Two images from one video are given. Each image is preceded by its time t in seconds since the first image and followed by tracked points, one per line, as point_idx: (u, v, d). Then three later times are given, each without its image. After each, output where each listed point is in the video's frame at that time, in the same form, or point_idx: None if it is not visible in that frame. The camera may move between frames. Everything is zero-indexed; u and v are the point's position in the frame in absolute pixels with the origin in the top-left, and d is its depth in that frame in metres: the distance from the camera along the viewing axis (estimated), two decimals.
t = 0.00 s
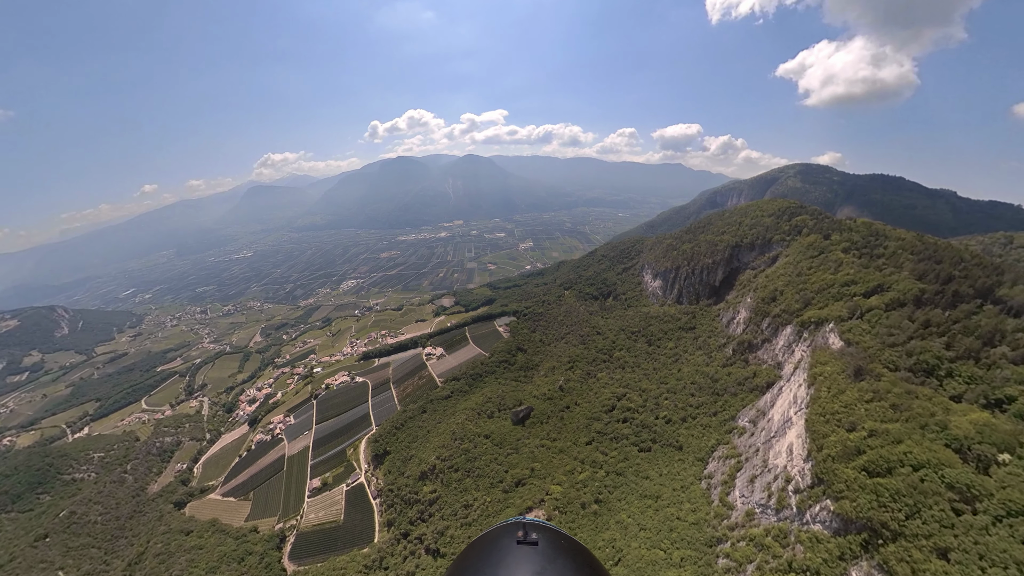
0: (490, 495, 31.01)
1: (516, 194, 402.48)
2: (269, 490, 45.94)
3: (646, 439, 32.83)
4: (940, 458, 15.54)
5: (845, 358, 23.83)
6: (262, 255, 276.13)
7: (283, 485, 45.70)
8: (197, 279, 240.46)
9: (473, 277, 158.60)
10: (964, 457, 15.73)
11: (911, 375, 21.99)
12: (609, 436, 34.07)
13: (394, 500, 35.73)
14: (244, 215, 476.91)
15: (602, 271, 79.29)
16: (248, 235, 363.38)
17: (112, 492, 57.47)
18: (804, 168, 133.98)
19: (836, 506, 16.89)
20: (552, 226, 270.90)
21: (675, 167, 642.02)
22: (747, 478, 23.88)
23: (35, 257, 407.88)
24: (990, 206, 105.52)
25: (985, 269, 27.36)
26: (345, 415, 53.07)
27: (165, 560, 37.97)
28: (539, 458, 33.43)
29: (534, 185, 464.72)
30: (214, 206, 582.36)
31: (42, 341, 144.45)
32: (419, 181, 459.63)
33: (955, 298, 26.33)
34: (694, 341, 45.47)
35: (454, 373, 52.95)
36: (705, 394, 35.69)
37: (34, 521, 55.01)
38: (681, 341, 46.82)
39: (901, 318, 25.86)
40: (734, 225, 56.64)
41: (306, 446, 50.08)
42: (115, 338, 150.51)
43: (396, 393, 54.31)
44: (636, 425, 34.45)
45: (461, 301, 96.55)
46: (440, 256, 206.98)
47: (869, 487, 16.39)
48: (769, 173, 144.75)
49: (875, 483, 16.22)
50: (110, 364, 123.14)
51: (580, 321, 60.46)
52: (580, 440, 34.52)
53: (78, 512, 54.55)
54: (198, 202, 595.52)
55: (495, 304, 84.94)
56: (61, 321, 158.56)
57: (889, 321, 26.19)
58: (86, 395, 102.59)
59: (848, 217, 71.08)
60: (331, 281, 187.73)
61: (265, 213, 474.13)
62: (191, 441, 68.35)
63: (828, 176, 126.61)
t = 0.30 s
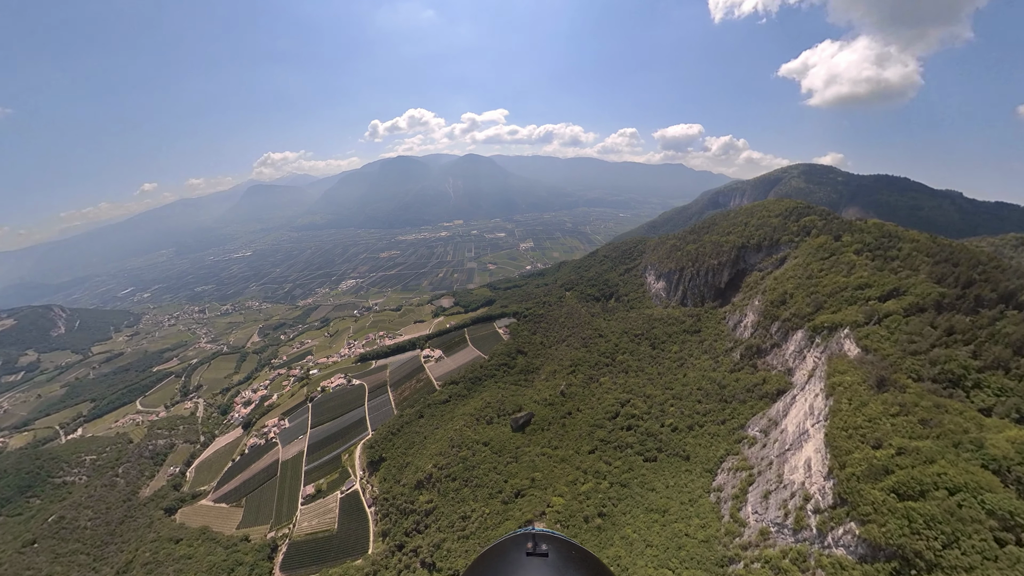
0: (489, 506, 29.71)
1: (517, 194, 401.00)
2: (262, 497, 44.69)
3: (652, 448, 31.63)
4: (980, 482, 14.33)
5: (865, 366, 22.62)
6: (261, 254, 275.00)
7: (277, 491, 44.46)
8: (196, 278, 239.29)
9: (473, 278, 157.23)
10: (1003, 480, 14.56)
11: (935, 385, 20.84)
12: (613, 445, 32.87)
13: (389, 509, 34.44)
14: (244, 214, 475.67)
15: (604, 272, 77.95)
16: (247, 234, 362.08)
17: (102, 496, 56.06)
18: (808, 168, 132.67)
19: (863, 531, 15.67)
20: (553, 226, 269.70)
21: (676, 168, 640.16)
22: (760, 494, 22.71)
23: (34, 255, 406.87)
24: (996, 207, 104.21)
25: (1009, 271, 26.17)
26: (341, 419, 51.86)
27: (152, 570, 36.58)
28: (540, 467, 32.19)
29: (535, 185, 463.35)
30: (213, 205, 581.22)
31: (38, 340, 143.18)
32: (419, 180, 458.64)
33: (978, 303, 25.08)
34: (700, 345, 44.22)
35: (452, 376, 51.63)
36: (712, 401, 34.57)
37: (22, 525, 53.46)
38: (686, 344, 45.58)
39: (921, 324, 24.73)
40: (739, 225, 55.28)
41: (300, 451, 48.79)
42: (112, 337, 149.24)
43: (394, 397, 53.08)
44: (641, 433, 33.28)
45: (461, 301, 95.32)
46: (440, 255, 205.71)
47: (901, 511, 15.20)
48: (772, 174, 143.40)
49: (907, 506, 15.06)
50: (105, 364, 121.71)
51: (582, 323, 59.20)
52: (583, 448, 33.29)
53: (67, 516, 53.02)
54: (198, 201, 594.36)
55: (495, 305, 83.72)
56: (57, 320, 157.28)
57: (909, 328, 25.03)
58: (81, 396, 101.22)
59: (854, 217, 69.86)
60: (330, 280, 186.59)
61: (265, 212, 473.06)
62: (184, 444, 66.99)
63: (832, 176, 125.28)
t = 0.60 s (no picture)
0: (486, 518, 28.38)
1: (517, 194, 399.33)
2: (253, 503, 43.46)
3: (657, 458, 30.42)
4: None
5: (886, 377, 21.48)
6: (260, 253, 273.34)
7: (269, 498, 43.17)
8: (194, 277, 237.54)
9: (472, 278, 155.87)
10: None
11: (963, 397, 19.67)
12: (616, 454, 31.68)
13: (384, 519, 33.11)
14: (243, 213, 474.00)
15: (606, 273, 76.58)
16: (246, 233, 360.11)
17: (91, 500, 54.54)
18: (811, 169, 131.39)
19: (894, 559, 14.44)
20: (553, 226, 268.32)
21: (676, 168, 638.65)
22: (775, 511, 21.50)
23: (32, 253, 404.91)
24: (1003, 208, 102.81)
25: None
26: (336, 422, 50.61)
27: None
28: (541, 476, 30.94)
29: (535, 184, 462.17)
30: (213, 204, 579.03)
31: (33, 340, 141.53)
32: (419, 180, 456.87)
33: (1001, 309, 23.79)
34: (705, 349, 43.02)
35: (450, 379, 50.29)
36: (719, 408, 33.47)
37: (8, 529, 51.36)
38: (691, 348, 44.34)
39: (943, 332, 23.56)
40: (745, 226, 53.95)
41: (293, 456, 47.50)
42: (108, 337, 147.70)
43: (390, 400, 51.81)
44: (646, 442, 32.09)
45: (460, 302, 94.02)
46: (440, 255, 204.22)
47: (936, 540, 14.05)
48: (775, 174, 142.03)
49: (943, 534, 13.85)
50: (100, 364, 120.09)
51: (583, 325, 57.91)
52: (585, 457, 32.05)
53: (55, 521, 51.17)
54: (198, 199, 592.41)
55: (494, 306, 82.43)
56: (52, 319, 155.68)
57: (930, 335, 23.87)
58: (74, 396, 99.55)
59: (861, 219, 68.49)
60: (329, 280, 185.21)
61: (265, 210, 471.17)
62: (177, 446, 65.52)
63: (836, 176, 123.95)
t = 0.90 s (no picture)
0: (482, 532, 27.09)
1: (517, 194, 398.04)
2: (243, 510, 42.14)
3: (661, 469, 29.26)
4: None
5: (908, 391, 20.45)
6: (258, 251, 271.40)
7: (259, 504, 41.86)
8: (191, 275, 235.71)
9: (472, 278, 154.51)
10: None
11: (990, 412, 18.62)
12: (618, 464, 30.55)
13: (376, 530, 31.77)
14: (242, 210, 471.79)
15: (607, 275, 75.39)
16: (245, 231, 358.01)
17: (79, 503, 53.10)
18: (814, 171, 130.47)
19: None
20: (554, 227, 267.11)
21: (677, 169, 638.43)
22: (788, 532, 20.30)
23: (29, 249, 402.17)
24: (1008, 213, 101.76)
25: None
26: (330, 426, 49.30)
27: None
28: (540, 487, 29.72)
29: (535, 184, 460.82)
30: (212, 201, 576.65)
31: (27, 337, 139.73)
32: (419, 179, 455.16)
33: None
34: (709, 354, 41.86)
35: (447, 383, 49.00)
36: (725, 417, 32.36)
37: None
38: (695, 353, 43.17)
39: (965, 341, 22.54)
40: (750, 228, 52.76)
41: (285, 461, 46.18)
42: (103, 334, 145.95)
43: (385, 403, 50.56)
44: (649, 452, 30.95)
45: (458, 303, 92.81)
46: (440, 255, 202.79)
47: (973, 574, 12.98)
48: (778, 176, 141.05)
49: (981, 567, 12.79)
50: (94, 362, 118.42)
51: (584, 328, 56.69)
52: (586, 467, 30.81)
53: (40, 525, 49.77)
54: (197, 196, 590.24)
55: (493, 307, 81.22)
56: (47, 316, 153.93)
57: (952, 345, 22.82)
58: (66, 394, 97.92)
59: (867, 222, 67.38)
60: (327, 279, 183.78)
61: (264, 208, 468.82)
62: (168, 447, 64.09)
63: (839, 179, 122.98)
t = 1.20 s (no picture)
0: (478, 546, 25.81)
1: (518, 194, 396.95)
2: (232, 516, 40.82)
3: (666, 482, 28.06)
4: None
5: (933, 406, 19.38)
6: (256, 248, 269.80)
7: (248, 511, 40.52)
8: (188, 272, 233.83)
9: (470, 278, 153.00)
10: None
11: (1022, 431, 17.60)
12: (621, 475, 29.36)
13: (368, 541, 30.48)
14: (241, 207, 469.46)
15: (608, 276, 74.15)
16: (243, 228, 356.05)
17: (64, 506, 51.60)
18: (817, 174, 129.55)
19: None
20: (554, 227, 266.12)
21: (677, 171, 637.87)
22: (805, 554, 19.08)
23: (25, 243, 399.15)
24: (1012, 218, 100.95)
25: None
26: (323, 430, 47.97)
27: None
28: (539, 499, 28.48)
29: (535, 185, 459.23)
30: (210, 198, 574.39)
31: (19, 333, 137.79)
32: (419, 177, 453.74)
33: None
34: (714, 360, 40.65)
35: (443, 387, 47.67)
36: (731, 427, 31.20)
37: None
38: (699, 358, 41.94)
39: (989, 353, 21.55)
40: (755, 230, 51.49)
41: (276, 465, 44.85)
42: (97, 331, 144.11)
43: (380, 406, 49.25)
44: (653, 463, 29.77)
45: (457, 303, 91.55)
46: (439, 254, 201.55)
47: None
48: (779, 178, 140.16)
49: None
50: (87, 360, 116.62)
51: (585, 330, 55.44)
52: (587, 478, 29.61)
53: (23, 529, 48.26)
54: (196, 192, 587.78)
55: (492, 308, 79.95)
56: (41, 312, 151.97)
57: (975, 357, 21.77)
58: (56, 392, 96.17)
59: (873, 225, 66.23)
60: (325, 277, 182.36)
61: (263, 205, 466.67)
62: (158, 449, 62.59)
63: (842, 182, 122.08)
